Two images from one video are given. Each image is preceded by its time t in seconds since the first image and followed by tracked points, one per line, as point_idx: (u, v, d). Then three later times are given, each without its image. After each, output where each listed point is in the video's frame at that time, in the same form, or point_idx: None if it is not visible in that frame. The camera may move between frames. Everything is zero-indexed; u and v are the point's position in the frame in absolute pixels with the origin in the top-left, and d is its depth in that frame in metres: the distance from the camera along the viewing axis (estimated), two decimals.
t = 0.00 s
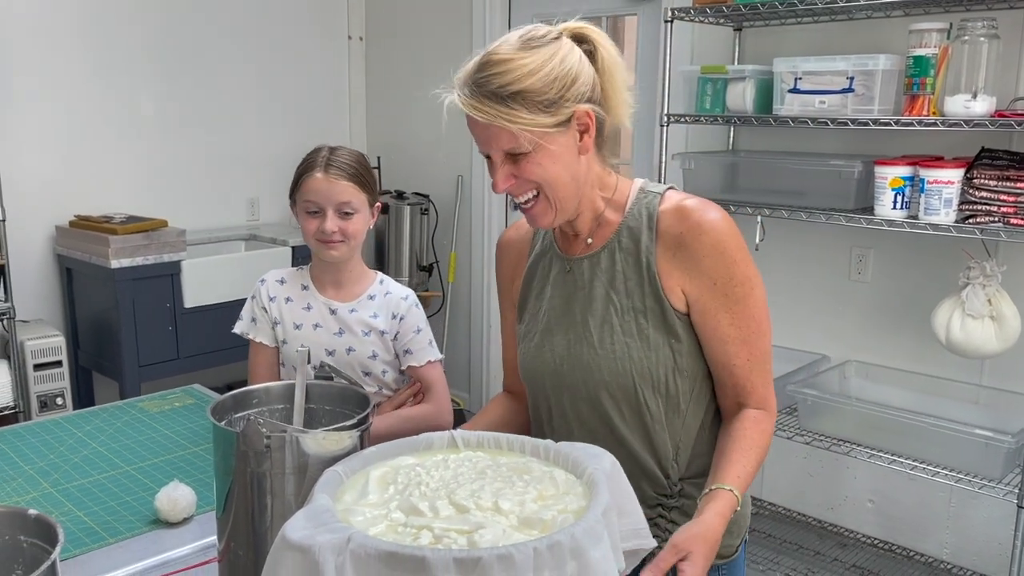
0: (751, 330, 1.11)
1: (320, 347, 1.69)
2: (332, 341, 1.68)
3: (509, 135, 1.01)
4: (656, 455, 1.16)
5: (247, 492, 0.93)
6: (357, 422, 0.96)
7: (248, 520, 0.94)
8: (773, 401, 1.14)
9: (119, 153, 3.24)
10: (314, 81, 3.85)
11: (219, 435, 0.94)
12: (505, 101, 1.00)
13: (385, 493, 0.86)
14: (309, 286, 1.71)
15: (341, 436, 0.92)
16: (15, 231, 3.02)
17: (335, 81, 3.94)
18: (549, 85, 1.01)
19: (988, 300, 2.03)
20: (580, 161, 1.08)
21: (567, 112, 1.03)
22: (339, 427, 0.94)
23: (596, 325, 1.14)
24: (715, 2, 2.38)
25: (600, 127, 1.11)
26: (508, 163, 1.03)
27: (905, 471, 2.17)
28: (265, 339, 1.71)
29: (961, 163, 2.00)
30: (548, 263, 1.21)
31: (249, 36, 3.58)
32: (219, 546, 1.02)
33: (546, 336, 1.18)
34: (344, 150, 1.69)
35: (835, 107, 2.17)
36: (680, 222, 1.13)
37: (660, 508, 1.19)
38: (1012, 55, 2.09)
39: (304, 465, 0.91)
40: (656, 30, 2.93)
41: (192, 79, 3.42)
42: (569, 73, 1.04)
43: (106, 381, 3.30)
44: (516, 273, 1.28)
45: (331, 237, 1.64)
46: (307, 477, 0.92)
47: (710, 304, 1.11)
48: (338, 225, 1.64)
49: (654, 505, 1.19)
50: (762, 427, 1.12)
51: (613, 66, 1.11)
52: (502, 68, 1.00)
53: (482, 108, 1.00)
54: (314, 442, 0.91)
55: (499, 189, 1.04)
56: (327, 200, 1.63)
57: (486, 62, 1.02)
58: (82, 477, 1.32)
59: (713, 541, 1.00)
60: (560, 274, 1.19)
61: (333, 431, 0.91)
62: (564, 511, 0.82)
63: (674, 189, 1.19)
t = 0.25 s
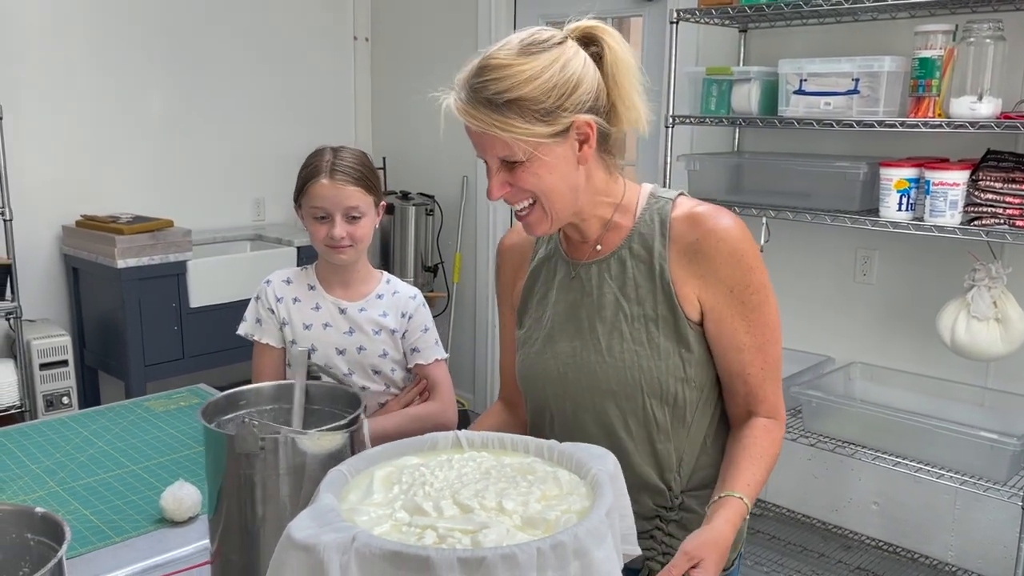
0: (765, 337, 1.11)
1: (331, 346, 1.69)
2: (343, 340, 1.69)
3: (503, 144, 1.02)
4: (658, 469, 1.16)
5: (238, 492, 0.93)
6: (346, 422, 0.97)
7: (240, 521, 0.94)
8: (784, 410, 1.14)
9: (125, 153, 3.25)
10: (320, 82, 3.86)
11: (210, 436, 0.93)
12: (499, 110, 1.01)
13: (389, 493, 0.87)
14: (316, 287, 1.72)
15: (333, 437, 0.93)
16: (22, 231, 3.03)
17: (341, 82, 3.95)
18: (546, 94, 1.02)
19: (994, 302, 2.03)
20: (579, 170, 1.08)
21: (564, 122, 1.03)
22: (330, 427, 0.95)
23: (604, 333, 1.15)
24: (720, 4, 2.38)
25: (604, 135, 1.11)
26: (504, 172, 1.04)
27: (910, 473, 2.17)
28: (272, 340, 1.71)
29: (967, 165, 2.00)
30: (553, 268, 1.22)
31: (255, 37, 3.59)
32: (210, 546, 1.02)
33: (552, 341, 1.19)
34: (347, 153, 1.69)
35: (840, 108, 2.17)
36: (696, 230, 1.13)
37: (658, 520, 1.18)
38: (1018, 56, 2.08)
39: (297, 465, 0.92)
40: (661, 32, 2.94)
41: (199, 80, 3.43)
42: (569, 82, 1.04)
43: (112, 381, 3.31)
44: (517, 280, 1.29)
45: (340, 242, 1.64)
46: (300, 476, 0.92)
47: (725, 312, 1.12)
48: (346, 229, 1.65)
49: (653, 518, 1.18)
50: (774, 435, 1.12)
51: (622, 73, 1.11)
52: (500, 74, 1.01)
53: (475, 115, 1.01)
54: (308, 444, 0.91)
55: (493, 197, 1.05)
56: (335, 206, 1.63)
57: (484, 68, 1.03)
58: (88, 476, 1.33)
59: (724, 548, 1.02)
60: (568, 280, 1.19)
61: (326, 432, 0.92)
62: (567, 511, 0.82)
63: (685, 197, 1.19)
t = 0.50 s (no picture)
0: (749, 329, 1.13)
1: (339, 345, 1.70)
2: (350, 338, 1.70)
3: (456, 170, 0.99)
4: (655, 475, 1.16)
5: (195, 500, 0.88)
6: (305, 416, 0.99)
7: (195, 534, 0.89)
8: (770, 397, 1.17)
9: (133, 155, 3.27)
10: (327, 84, 3.87)
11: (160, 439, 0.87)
12: (447, 138, 0.98)
13: (396, 494, 0.87)
14: (323, 286, 1.74)
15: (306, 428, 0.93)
16: (31, 231, 3.05)
17: (348, 83, 3.96)
18: (496, 117, 0.99)
19: (1001, 306, 2.02)
20: (540, 189, 1.06)
21: (517, 145, 1.00)
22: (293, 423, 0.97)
23: (590, 346, 1.12)
24: (726, 6, 2.37)
25: (561, 150, 1.08)
26: (462, 198, 1.02)
27: (916, 477, 2.16)
28: (280, 340, 1.72)
29: (974, 168, 2.00)
30: (528, 282, 1.18)
31: (263, 39, 3.61)
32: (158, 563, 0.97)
33: (535, 357, 1.15)
34: (350, 157, 1.68)
35: (847, 111, 2.17)
36: (672, 231, 1.13)
37: (659, 522, 1.19)
38: None
39: (264, 466, 0.88)
40: (668, 35, 2.94)
41: (206, 82, 3.45)
42: (519, 103, 1.01)
43: (118, 381, 3.32)
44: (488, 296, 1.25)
45: (351, 249, 1.66)
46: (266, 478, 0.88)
47: (709, 312, 1.12)
48: (356, 236, 1.66)
49: (654, 521, 1.19)
50: (768, 422, 1.15)
51: (578, 86, 1.06)
52: (446, 101, 0.98)
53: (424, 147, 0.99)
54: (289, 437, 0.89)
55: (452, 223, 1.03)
56: (344, 214, 1.64)
57: (432, 95, 1.00)
58: (96, 475, 1.34)
59: (750, 538, 1.02)
60: (544, 294, 1.16)
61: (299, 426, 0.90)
62: (573, 513, 0.82)
63: (651, 197, 1.19)
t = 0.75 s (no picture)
0: (720, 317, 1.14)
1: (342, 343, 1.71)
2: (353, 336, 1.71)
3: (413, 187, 0.98)
4: (647, 470, 1.15)
5: (175, 506, 0.89)
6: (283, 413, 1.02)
7: (176, 542, 0.91)
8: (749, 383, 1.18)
9: (140, 155, 3.28)
10: (333, 85, 3.88)
11: (138, 445, 0.89)
12: (400, 157, 0.97)
13: (403, 494, 0.88)
14: (329, 286, 1.75)
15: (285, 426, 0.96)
16: (39, 231, 3.06)
17: (354, 84, 3.97)
18: (447, 131, 0.97)
19: (1007, 308, 2.02)
20: (500, 197, 1.04)
21: (471, 156, 0.99)
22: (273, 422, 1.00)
23: (566, 348, 1.11)
24: (733, 8, 2.37)
25: (518, 158, 1.07)
26: (422, 215, 1.01)
27: (922, 479, 2.16)
28: (285, 339, 1.73)
29: (981, 170, 2.00)
30: (500, 292, 1.15)
31: (270, 40, 3.62)
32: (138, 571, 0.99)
33: (513, 365, 1.14)
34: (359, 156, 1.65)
35: (853, 113, 2.17)
36: (637, 226, 1.12)
37: (656, 517, 1.18)
38: None
39: (246, 468, 0.90)
40: (675, 36, 2.94)
41: (213, 83, 3.46)
42: (468, 117, 0.99)
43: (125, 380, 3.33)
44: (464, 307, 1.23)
45: (358, 251, 1.68)
46: (247, 481, 0.91)
47: (682, 303, 1.12)
48: (363, 238, 1.68)
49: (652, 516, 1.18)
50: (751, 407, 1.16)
51: (527, 94, 1.05)
52: (395, 121, 0.97)
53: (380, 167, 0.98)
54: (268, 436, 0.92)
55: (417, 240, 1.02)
56: (352, 217, 1.64)
57: (382, 117, 0.99)
58: (104, 474, 1.34)
59: (741, 520, 1.05)
60: (516, 302, 1.14)
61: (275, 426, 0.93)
62: (578, 513, 0.83)
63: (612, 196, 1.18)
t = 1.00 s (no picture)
0: (708, 319, 1.07)
1: (350, 340, 1.72)
2: (361, 334, 1.73)
3: (414, 173, 0.98)
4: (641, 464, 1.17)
5: (186, 500, 0.90)
6: (287, 403, 1.05)
7: (187, 535, 0.92)
8: (752, 395, 1.07)
9: (148, 155, 3.30)
10: (340, 85, 3.90)
11: (150, 438, 0.90)
12: (402, 141, 0.97)
13: (411, 488, 0.89)
14: (338, 284, 1.77)
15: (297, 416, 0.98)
16: (48, 230, 3.08)
17: (361, 84, 3.98)
18: (446, 117, 0.98)
19: (1013, 309, 2.01)
20: (495, 187, 1.05)
21: (470, 143, 0.99)
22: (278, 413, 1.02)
23: (554, 346, 1.12)
24: (739, 9, 2.38)
25: (512, 151, 1.08)
26: (421, 203, 1.00)
27: (927, 479, 2.17)
28: (294, 336, 1.74)
29: (987, 171, 2.00)
30: (487, 290, 1.16)
31: (277, 40, 3.64)
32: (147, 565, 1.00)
33: (504, 363, 1.15)
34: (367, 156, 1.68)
35: (859, 114, 2.17)
36: (620, 223, 1.12)
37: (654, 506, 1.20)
38: None
39: (257, 463, 0.91)
40: (680, 37, 2.95)
41: (221, 83, 3.48)
42: (466, 105, 1.00)
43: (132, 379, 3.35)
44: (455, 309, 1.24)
45: (365, 248, 1.69)
46: (258, 475, 0.92)
47: (663, 301, 1.08)
48: (370, 235, 1.69)
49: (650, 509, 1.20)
50: (752, 421, 1.05)
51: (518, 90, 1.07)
52: (397, 108, 0.97)
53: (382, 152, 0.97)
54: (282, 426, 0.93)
55: (416, 229, 1.01)
56: (359, 214, 1.66)
57: (381, 106, 0.99)
58: (114, 469, 1.36)
59: (720, 562, 0.94)
60: (504, 300, 1.15)
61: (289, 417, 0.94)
62: (585, 508, 0.84)
63: (600, 197, 1.18)
